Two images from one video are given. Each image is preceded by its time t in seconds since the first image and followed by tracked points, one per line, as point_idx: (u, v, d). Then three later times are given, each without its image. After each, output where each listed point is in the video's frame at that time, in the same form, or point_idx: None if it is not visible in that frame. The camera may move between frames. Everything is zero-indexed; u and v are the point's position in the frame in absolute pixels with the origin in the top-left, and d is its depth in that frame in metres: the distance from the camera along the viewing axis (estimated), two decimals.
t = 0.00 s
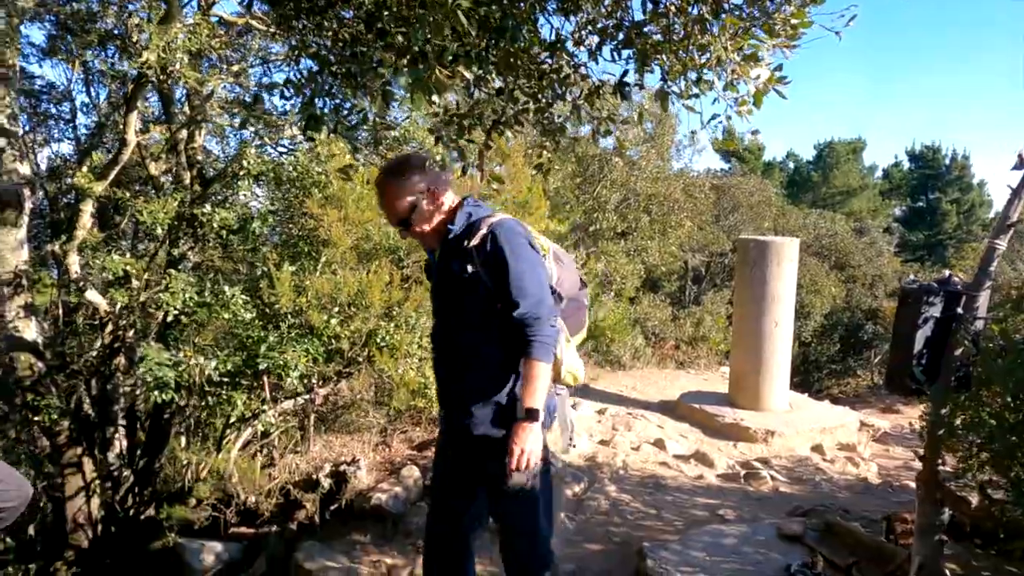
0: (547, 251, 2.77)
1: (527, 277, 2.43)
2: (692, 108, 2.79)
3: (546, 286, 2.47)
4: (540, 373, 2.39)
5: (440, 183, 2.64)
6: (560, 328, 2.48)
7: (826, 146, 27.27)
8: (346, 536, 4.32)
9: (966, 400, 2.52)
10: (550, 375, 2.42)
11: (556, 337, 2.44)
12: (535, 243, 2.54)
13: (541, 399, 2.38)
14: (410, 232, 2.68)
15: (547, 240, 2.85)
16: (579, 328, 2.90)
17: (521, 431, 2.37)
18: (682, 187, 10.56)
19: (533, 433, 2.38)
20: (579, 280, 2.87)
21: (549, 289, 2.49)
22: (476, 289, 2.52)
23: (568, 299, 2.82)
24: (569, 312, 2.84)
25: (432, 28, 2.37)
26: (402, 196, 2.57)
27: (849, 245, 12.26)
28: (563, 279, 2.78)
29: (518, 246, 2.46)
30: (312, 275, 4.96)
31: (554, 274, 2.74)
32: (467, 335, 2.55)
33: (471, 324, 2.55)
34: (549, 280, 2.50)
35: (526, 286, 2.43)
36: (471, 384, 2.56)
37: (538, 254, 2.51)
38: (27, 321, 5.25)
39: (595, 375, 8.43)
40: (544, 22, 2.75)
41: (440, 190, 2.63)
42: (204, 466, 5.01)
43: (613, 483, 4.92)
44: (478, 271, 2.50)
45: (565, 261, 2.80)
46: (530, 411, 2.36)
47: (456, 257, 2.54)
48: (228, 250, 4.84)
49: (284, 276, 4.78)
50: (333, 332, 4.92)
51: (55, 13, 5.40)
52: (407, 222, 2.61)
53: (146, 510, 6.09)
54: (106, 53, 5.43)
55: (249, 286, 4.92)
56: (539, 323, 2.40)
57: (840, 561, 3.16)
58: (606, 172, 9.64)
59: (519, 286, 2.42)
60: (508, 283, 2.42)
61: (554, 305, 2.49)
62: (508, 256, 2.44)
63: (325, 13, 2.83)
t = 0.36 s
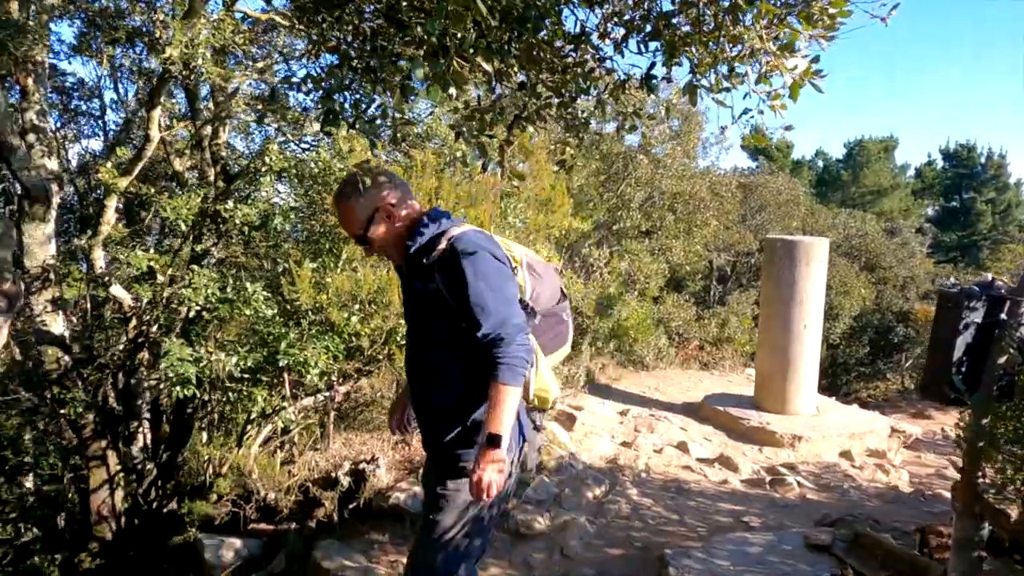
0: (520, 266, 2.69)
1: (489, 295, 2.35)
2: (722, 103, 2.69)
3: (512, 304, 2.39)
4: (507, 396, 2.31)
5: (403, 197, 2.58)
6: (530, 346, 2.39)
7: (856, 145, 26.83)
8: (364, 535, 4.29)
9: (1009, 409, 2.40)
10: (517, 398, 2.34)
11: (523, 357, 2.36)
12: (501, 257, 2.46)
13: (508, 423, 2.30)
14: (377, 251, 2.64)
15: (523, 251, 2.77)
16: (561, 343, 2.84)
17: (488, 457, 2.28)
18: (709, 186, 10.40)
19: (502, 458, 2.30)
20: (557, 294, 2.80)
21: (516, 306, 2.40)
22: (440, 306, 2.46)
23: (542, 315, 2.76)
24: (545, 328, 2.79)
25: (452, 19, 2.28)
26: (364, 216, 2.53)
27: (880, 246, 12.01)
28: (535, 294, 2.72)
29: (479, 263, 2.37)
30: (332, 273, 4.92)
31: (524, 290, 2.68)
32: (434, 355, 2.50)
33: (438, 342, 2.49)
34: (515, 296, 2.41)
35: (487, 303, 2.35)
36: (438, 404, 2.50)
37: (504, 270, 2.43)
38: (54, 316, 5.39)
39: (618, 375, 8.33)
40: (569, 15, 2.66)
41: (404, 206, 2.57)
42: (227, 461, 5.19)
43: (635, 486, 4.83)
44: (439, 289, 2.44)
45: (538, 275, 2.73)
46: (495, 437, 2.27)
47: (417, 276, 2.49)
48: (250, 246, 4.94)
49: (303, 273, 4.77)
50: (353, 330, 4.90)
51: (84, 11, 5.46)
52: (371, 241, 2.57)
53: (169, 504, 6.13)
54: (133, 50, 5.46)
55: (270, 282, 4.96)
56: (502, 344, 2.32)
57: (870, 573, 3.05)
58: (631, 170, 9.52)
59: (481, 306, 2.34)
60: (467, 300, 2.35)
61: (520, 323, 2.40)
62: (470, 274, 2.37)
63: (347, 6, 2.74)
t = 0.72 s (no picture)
0: (503, 295, 2.28)
1: (439, 335, 2.11)
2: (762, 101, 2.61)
3: (470, 344, 2.13)
4: (450, 449, 2.12)
5: (387, 205, 2.35)
6: (485, 394, 2.14)
7: (888, 145, 26.37)
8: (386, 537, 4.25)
9: None
10: (464, 449, 2.14)
11: (474, 407, 2.12)
12: (468, 287, 2.18)
13: (449, 476, 2.13)
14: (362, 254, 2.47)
15: (518, 275, 2.34)
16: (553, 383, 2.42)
17: (423, 506, 2.15)
18: (737, 186, 10.24)
19: (437, 509, 2.15)
20: (551, 321, 2.36)
21: (476, 347, 2.14)
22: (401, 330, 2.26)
23: (525, 354, 2.35)
24: (526, 369, 2.37)
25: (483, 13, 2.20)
26: (341, 225, 2.35)
27: (914, 249, 11.77)
28: (515, 331, 2.30)
29: (434, 296, 2.13)
30: (357, 272, 4.84)
31: (504, 325, 2.28)
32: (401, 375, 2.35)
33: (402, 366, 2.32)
34: (477, 336, 2.14)
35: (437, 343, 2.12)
36: (401, 430, 2.36)
37: (468, 304, 2.16)
38: (83, 312, 5.46)
39: (643, 378, 8.23)
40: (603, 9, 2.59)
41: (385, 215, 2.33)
42: (251, 459, 5.13)
43: (662, 493, 4.74)
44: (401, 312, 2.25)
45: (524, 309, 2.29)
46: (430, 488, 2.13)
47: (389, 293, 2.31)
48: (276, 245, 4.95)
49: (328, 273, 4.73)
50: (378, 330, 4.86)
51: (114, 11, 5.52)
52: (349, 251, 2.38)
53: (193, 501, 6.08)
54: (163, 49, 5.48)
55: (294, 280, 4.93)
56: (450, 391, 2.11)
57: None
58: (658, 169, 9.40)
59: (430, 346, 2.12)
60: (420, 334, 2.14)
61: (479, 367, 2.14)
62: (424, 306, 2.14)
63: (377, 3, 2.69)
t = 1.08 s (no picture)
0: (510, 307, 2.33)
1: (435, 342, 2.16)
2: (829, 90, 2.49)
3: (464, 354, 2.18)
4: (439, 460, 2.17)
5: (406, 206, 2.37)
6: (476, 406, 2.19)
7: (926, 148, 25.83)
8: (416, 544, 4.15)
9: None
10: (454, 461, 2.19)
11: (463, 418, 2.18)
12: (471, 294, 2.22)
13: (438, 486, 2.18)
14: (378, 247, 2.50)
15: (527, 289, 2.39)
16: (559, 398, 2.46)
17: (410, 518, 2.20)
18: (774, 188, 10.02)
19: (425, 523, 2.20)
20: (558, 333, 2.41)
21: (471, 357, 2.19)
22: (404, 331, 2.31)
23: (529, 368, 2.40)
24: (531, 385, 2.43)
25: None
26: (359, 217, 2.38)
27: (957, 254, 11.45)
28: (520, 343, 2.35)
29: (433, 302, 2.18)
30: (389, 272, 4.77)
31: (508, 337, 2.33)
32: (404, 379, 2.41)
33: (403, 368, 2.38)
34: (473, 344, 2.19)
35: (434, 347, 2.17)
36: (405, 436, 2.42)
37: (468, 312, 2.20)
38: (118, 309, 5.46)
39: (677, 384, 8.07)
40: None
41: (403, 213, 2.37)
42: (281, 460, 5.08)
43: (700, 503, 4.61)
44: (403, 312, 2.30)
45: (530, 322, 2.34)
46: (418, 498, 2.18)
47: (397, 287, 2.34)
48: (308, 245, 4.90)
49: (360, 272, 4.66)
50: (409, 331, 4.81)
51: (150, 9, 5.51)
52: (365, 244, 2.42)
53: (222, 500, 6.02)
54: (199, 47, 5.46)
55: (326, 279, 4.86)
56: (441, 399, 2.17)
57: None
58: (694, 170, 9.22)
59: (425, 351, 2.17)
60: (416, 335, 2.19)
61: (472, 377, 2.19)
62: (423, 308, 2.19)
63: None
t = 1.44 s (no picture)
0: (494, 289, 2.29)
1: (423, 338, 2.10)
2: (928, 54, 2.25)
3: (458, 342, 2.11)
4: (457, 458, 2.12)
5: (376, 210, 2.36)
6: (482, 392, 2.12)
7: (963, 146, 25.20)
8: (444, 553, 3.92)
9: None
10: (473, 455, 2.14)
11: (474, 408, 2.11)
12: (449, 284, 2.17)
13: (459, 484, 2.13)
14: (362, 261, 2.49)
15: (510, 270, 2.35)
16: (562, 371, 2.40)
17: (445, 523, 2.16)
18: (812, 184, 9.70)
19: (460, 525, 2.16)
20: (547, 308, 2.35)
21: (465, 344, 2.12)
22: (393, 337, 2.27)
23: (527, 348, 2.35)
24: (531, 361, 2.38)
25: None
26: (334, 230, 2.39)
27: (1002, 253, 11.03)
28: (513, 326, 2.30)
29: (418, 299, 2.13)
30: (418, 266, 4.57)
31: (500, 320, 2.28)
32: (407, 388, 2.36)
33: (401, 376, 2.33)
34: (466, 331, 2.13)
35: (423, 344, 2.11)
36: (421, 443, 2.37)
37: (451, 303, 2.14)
38: (139, 304, 5.32)
39: (711, 386, 7.79)
40: None
41: (375, 218, 2.36)
42: (303, 461, 4.90)
43: (744, 514, 4.36)
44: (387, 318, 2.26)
45: (518, 300, 2.29)
46: (447, 503, 2.14)
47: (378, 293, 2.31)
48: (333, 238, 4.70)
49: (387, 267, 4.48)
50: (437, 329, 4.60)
51: None
52: (346, 257, 2.42)
53: (244, 500, 5.92)
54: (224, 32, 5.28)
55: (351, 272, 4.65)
56: (447, 394, 2.10)
57: None
58: (729, 165, 8.92)
59: (417, 350, 2.11)
60: (401, 336, 2.14)
61: (471, 365, 2.12)
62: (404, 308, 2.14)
63: None
